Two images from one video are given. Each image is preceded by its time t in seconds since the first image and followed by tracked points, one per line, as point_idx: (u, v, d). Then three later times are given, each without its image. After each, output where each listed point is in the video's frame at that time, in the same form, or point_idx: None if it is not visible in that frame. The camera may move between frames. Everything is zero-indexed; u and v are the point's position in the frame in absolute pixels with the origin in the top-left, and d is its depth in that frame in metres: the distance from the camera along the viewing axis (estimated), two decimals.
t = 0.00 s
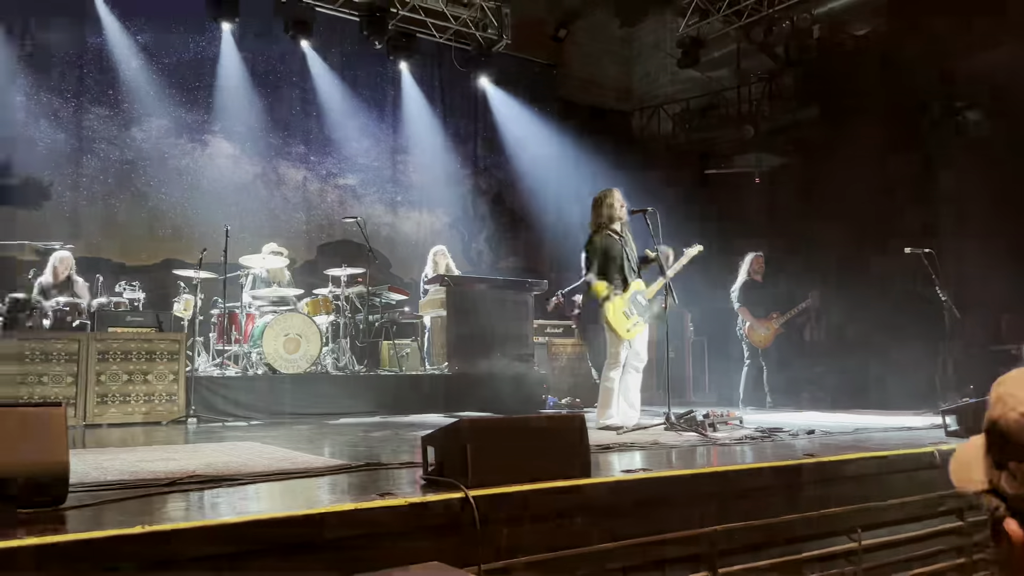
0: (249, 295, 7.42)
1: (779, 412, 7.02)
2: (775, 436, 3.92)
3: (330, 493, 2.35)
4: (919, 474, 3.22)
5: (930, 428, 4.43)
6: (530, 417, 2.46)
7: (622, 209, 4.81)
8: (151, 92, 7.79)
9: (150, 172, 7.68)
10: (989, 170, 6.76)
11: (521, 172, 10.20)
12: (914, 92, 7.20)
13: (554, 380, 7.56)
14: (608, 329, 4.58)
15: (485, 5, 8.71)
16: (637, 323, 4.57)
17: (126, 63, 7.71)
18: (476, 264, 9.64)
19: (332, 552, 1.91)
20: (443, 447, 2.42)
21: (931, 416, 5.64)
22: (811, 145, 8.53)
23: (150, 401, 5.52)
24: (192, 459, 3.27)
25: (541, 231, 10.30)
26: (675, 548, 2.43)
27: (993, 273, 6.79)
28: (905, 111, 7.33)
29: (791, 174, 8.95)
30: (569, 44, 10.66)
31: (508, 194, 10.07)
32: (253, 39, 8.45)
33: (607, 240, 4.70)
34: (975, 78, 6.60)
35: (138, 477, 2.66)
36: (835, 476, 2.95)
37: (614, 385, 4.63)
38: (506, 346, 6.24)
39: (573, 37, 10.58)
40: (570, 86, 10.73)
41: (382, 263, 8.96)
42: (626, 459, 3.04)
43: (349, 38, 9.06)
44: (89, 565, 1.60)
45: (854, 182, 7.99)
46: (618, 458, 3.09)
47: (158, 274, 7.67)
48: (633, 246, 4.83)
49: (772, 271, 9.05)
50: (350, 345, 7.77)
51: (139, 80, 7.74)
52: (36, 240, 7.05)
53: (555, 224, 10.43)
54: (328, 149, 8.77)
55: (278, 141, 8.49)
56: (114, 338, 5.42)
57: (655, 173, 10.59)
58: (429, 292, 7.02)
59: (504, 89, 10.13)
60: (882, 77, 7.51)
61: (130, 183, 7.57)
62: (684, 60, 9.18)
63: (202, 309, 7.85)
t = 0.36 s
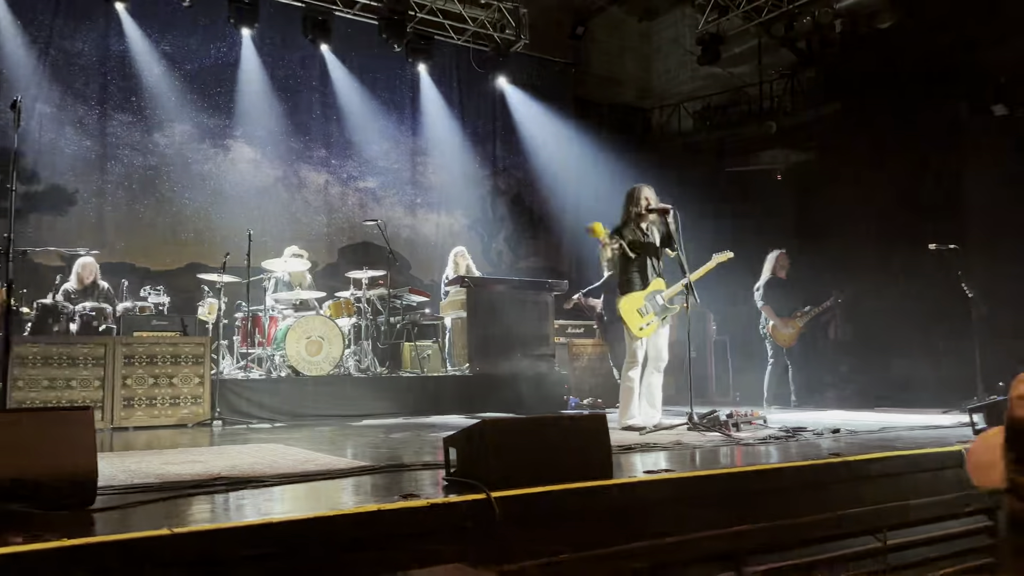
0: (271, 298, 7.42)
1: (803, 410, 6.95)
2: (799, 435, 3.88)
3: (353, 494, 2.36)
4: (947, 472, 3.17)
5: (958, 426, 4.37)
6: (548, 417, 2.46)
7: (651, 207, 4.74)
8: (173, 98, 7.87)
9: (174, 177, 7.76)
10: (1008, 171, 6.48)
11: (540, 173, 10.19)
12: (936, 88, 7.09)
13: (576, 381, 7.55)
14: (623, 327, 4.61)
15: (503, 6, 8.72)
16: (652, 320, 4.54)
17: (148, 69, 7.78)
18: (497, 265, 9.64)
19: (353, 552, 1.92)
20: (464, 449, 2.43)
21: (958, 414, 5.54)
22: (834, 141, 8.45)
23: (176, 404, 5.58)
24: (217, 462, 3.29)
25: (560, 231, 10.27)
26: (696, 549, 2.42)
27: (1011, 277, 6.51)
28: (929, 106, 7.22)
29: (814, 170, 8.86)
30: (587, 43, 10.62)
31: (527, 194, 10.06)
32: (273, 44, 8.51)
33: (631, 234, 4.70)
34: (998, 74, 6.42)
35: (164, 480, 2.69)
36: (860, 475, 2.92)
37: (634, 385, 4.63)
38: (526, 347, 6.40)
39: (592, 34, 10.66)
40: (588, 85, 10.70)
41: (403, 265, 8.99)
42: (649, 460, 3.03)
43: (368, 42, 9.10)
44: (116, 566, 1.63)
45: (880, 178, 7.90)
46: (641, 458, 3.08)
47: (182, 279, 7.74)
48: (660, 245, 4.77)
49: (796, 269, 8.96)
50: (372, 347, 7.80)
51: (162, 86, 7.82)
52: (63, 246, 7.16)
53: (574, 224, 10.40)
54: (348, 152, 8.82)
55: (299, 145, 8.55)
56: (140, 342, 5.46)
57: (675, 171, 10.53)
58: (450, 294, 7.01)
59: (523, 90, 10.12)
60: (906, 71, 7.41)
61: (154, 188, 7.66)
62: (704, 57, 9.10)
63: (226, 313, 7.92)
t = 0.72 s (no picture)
0: (294, 300, 7.47)
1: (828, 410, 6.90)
2: (823, 436, 3.85)
3: (377, 495, 2.38)
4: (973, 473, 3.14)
5: (985, 427, 4.31)
6: (569, 419, 2.45)
7: (671, 206, 4.71)
8: (197, 103, 7.95)
9: (198, 182, 7.85)
10: None
11: (561, 174, 10.19)
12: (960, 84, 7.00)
13: (597, 382, 7.54)
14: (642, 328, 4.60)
15: (523, 8, 8.74)
16: (670, 319, 4.53)
17: (171, 75, 7.87)
18: (518, 266, 9.65)
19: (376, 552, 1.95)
20: (487, 449, 2.44)
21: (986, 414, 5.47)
22: (856, 139, 8.38)
23: (202, 406, 5.64)
24: (242, 463, 3.33)
25: (581, 232, 10.25)
26: (718, 551, 2.41)
27: None
28: (954, 102, 7.13)
29: (837, 168, 8.78)
30: (606, 43, 10.60)
31: (548, 195, 10.06)
32: (294, 49, 8.57)
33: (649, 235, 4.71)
34: None
35: (192, 482, 2.72)
36: (885, 477, 2.90)
37: (655, 385, 4.63)
38: (547, 348, 6.47)
39: (611, 35, 10.67)
40: (608, 86, 10.67)
41: (424, 267, 9.03)
42: (671, 461, 3.02)
43: (388, 45, 9.15)
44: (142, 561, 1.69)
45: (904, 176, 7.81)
46: (663, 459, 3.07)
47: (207, 282, 7.82)
48: (681, 245, 4.77)
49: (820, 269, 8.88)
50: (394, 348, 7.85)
51: (186, 92, 7.91)
52: (90, 251, 7.28)
53: (595, 224, 10.37)
54: (369, 155, 8.87)
55: (321, 148, 8.61)
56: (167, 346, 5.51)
57: (696, 170, 10.47)
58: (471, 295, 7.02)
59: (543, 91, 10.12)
60: (931, 67, 7.32)
61: (179, 193, 7.75)
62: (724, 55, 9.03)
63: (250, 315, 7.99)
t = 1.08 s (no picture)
0: (322, 303, 7.60)
1: (857, 412, 6.83)
2: (853, 438, 3.81)
3: (404, 496, 2.39)
4: (1007, 477, 3.08)
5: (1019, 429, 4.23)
6: (596, 420, 2.44)
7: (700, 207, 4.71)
8: (224, 108, 8.05)
9: (226, 186, 7.94)
10: None
11: (586, 176, 10.17)
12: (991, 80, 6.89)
13: (623, 383, 7.52)
14: (663, 329, 4.60)
15: (547, 9, 8.75)
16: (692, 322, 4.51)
17: (199, 80, 7.97)
18: (542, 268, 9.64)
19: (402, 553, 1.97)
20: (515, 450, 2.45)
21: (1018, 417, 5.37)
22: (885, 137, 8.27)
23: (231, 407, 5.72)
24: (272, 464, 3.36)
25: (606, 233, 10.21)
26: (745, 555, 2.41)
27: None
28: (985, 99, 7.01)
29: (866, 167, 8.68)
30: (630, 43, 10.56)
31: (572, 197, 10.05)
32: (320, 53, 8.65)
33: (677, 236, 4.69)
34: None
35: (224, 482, 2.75)
36: (917, 480, 2.86)
37: (681, 385, 4.61)
38: (572, 351, 6.45)
39: (635, 36, 10.63)
40: (632, 86, 10.63)
41: (449, 269, 9.06)
42: (698, 463, 3.01)
43: (412, 49, 9.20)
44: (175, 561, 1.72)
45: (934, 173, 7.69)
46: (690, 461, 3.06)
47: (236, 285, 7.91)
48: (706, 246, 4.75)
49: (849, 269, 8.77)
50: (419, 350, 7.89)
51: (213, 97, 8.01)
52: (121, 254, 7.39)
53: (619, 225, 10.33)
54: (394, 158, 8.92)
55: (347, 152, 8.67)
56: (195, 347, 5.65)
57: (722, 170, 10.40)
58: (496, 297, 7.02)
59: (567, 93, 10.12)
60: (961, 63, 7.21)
61: (207, 197, 7.84)
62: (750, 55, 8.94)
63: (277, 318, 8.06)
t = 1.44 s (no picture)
0: (348, 304, 7.67)
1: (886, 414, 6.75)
2: (885, 440, 3.76)
3: (431, 497, 2.41)
4: None
5: None
6: (624, 421, 2.43)
7: (727, 207, 4.66)
8: (252, 111, 8.12)
9: (254, 188, 8.02)
10: None
11: (610, 176, 10.14)
12: None
13: (648, 384, 7.49)
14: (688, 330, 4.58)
15: (571, 9, 8.75)
16: (718, 323, 4.48)
17: (227, 84, 8.05)
18: (566, 268, 9.63)
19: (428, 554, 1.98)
20: (543, 452, 2.45)
21: None
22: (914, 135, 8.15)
23: (260, 408, 5.77)
24: (301, 463, 3.39)
25: (631, 233, 10.17)
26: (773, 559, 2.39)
27: None
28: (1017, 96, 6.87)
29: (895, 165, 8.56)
30: (655, 42, 10.50)
31: (596, 197, 10.02)
32: (345, 56, 8.71)
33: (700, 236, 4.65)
34: None
35: (254, 482, 2.78)
36: (950, 484, 2.81)
37: (706, 386, 4.58)
38: (596, 352, 6.44)
39: (660, 34, 10.54)
40: (657, 85, 10.57)
41: (473, 270, 9.07)
42: (726, 465, 2.99)
43: (436, 50, 9.23)
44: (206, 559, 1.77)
45: (965, 171, 7.56)
46: (718, 463, 3.04)
47: (263, 286, 7.99)
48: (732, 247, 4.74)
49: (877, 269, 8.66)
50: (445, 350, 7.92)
51: (241, 100, 8.09)
52: (151, 256, 7.50)
53: (644, 225, 10.28)
54: (419, 159, 8.95)
55: (372, 154, 8.71)
56: (225, 348, 5.70)
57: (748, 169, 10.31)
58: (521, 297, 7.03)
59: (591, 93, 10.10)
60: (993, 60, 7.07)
61: (235, 200, 7.93)
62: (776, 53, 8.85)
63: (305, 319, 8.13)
